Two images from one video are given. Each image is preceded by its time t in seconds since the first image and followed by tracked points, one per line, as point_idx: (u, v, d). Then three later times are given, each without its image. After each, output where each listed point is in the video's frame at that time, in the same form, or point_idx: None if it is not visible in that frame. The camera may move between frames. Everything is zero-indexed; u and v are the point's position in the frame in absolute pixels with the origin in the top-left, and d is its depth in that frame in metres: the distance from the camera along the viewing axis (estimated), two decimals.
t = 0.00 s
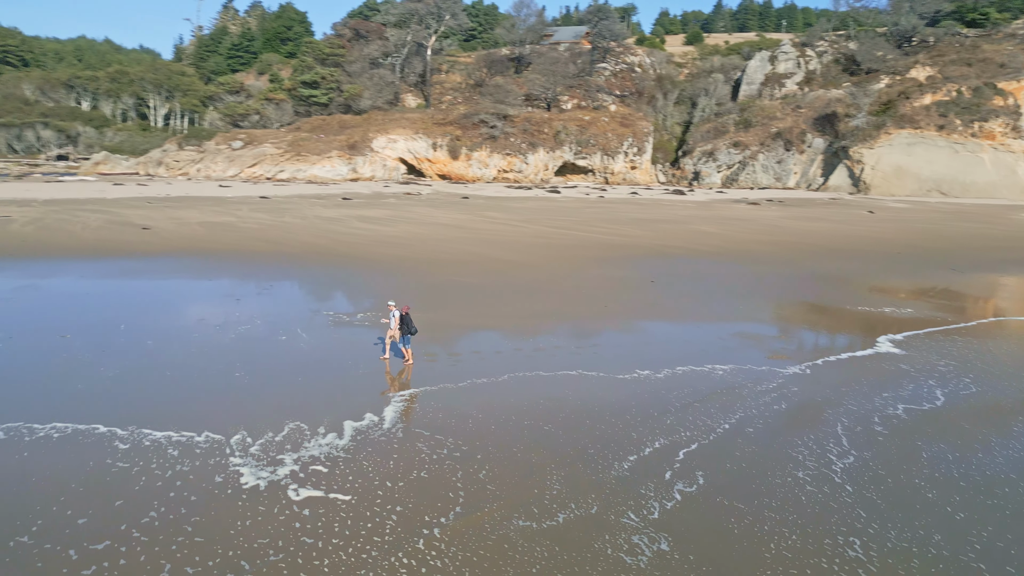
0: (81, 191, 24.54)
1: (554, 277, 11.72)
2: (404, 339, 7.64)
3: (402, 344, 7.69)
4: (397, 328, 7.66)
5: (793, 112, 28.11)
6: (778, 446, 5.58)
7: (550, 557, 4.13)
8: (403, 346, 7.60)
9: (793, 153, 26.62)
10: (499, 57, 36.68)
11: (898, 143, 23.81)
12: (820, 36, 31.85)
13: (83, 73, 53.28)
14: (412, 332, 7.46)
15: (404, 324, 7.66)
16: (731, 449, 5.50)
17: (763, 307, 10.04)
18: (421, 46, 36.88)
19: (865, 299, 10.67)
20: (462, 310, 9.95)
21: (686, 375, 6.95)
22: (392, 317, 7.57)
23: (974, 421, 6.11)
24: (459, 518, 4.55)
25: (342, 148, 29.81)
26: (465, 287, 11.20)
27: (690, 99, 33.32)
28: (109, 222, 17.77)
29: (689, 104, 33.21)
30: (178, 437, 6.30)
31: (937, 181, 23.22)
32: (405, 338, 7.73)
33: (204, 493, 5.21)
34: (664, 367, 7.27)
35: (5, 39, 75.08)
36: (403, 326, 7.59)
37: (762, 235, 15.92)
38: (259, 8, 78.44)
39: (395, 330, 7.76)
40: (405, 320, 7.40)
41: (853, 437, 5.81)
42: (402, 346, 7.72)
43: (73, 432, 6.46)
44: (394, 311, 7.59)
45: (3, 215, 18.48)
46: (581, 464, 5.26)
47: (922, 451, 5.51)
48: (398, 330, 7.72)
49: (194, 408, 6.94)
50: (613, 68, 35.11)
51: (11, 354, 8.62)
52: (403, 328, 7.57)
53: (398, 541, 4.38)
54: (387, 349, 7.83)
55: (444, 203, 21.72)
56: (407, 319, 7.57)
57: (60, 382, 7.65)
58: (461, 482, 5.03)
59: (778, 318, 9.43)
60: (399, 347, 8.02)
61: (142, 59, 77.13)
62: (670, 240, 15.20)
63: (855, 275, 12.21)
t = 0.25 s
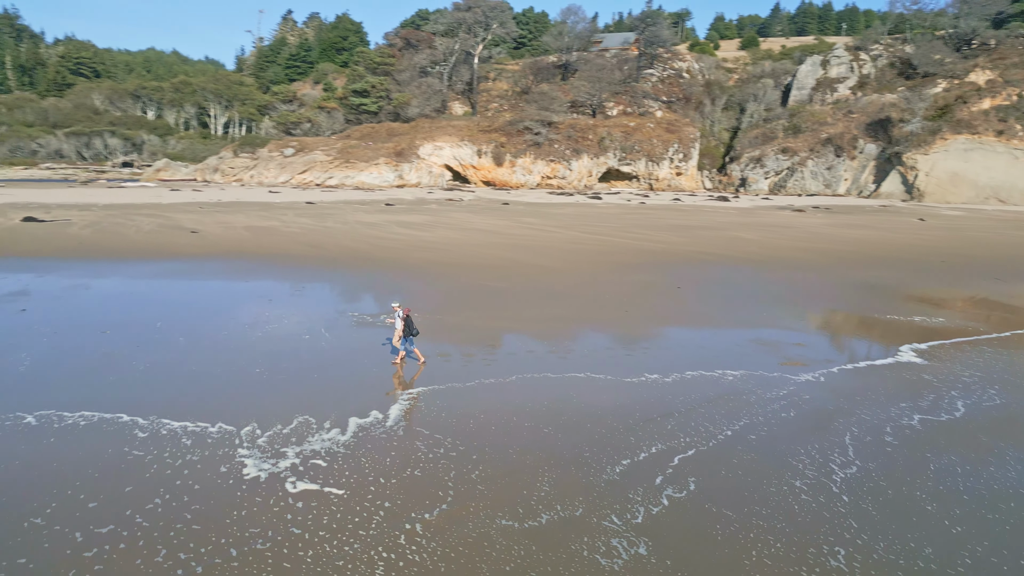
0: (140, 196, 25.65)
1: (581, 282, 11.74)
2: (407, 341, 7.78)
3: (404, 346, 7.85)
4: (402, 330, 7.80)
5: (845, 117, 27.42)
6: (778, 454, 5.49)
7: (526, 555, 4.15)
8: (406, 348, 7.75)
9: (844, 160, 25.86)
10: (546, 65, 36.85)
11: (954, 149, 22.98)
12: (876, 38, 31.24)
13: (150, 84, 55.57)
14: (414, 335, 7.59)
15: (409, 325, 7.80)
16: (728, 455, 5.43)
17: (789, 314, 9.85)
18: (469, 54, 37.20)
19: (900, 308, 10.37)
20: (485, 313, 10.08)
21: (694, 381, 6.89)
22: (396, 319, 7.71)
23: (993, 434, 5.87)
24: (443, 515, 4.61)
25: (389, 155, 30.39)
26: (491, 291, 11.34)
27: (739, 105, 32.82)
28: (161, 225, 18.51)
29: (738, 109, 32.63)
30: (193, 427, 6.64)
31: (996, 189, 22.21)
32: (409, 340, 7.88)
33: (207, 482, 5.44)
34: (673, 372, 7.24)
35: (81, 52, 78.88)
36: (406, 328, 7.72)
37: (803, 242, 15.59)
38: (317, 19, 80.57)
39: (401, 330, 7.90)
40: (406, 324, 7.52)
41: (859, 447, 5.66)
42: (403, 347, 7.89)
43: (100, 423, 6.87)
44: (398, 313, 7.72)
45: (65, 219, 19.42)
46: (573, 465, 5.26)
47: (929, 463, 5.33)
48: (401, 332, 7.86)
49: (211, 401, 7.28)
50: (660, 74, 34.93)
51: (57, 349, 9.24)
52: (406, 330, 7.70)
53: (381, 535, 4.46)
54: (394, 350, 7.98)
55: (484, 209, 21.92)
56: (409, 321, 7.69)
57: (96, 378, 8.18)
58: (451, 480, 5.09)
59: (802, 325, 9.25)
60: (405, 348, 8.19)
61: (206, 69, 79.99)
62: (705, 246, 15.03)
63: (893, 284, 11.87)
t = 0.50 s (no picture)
0: (184, 198, 26.43)
1: (602, 284, 11.71)
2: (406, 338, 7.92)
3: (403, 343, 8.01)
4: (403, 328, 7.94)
5: (888, 118, 26.74)
6: (775, 458, 5.41)
7: (504, 551, 4.18)
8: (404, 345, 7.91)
9: (887, 162, 25.17)
10: (583, 68, 36.78)
11: (1003, 151, 22.13)
12: (923, 39, 30.72)
13: (199, 89, 57.12)
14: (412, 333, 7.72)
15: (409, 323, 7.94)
16: (722, 458, 5.36)
17: (809, 317, 9.68)
18: (507, 58, 37.29)
19: (928, 312, 10.08)
20: (501, 314, 10.15)
21: (699, 383, 6.86)
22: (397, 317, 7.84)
23: (1005, 443, 5.68)
24: (427, 511, 4.65)
25: (426, 158, 30.69)
26: (510, 292, 11.41)
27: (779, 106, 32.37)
28: (199, 226, 19.00)
29: (778, 111, 32.25)
30: (207, 418, 6.91)
31: None
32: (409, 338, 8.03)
33: (209, 473, 5.61)
34: (677, 373, 7.22)
35: (136, 58, 81.52)
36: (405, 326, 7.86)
37: (836, 245, 15.26)
38: (362, 24, 81.85)
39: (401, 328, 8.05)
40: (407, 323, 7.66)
41: (860, 452, 5.53)
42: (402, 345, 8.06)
43: (121, 415, 7.17)
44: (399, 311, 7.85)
45: (110, 219, 20.07)
46: (564, 464, 5.27)
47: (932, 470, 5.18)
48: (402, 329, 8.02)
49: (225, 394, 7.56)
50: (699, 75, 34.64)
51: (91, 342, 9.67)
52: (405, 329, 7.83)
53: (365, 527, 4.53)
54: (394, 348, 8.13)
55: (516, 211, 21.99)
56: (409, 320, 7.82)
57: (122, 371, 8.54)
58: (441, 476, 5.14)
59: (820, 328, 9.09)
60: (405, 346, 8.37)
61: (255, 74, 81.94)
62: (734, 249, 14.82)
63: (925, 288, 11.54)
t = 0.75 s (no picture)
0: (233, 202, 27.22)
1: (627, 288, 11.64)
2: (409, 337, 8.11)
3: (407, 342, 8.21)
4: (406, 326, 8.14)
5: (942, 121, 25.91)
6: (771, 465, 5.29)
7: (480, 549, 4.20)
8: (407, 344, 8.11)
9: (940, 166, 24.36)
10: (627, 72, 36.61)
11: None
12: (980, 39, 30.29)
13: (254, 97, 58.80)
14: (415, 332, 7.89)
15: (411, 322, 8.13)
16: (717, 464, 5.28)
17: (834, 323, 9.46)
18: (551, 64, 37.37)
19: (962, 320, 9.74)
20: (521, 316, 10.21)
21: (703, 387, 6.82)
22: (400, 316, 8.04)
23: (1021, 456, 5.44)
24: (410, 508, 4.69)
25: (468, 164, 30.95)
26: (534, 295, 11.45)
27: (828, 110, 31.70)
28: (242, 229, 19.53)
29: (827, 115, 31.69)
30: (222, 410, 7.19)
31: None
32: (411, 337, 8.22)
33: (213, 464, 5.82)
34: (684, 376, 7.18)
35: (197, 68, 84.38)
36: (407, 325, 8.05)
37: (876, 251, 14.84)
38: (412, 32, 83.12)
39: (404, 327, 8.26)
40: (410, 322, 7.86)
41: (863, 461, 5.37)
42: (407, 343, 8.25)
43: (143, 407, 7.47)
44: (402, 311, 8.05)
45: (159, 223, 20.79)
46: (554, 465, 5.25)
47: (935, 482, 4.99)
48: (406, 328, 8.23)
49: (242, 389, 7.85)
50: (745, 80, 34.31)
51: (126, 337, 10.10)
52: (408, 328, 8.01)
53: (348, 522, 4.60)
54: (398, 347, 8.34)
55: (553, 216, 22.01)
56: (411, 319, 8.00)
57: (152, 365, 8.90)
58: (431, 475, 5.18)
59: (842, 334, 8.88)
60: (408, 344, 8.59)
61: (309, 82, 83.94)
62: (768, 254, 14.55)
63: (963, 295, 11.14)
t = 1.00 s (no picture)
0: (273, 207, 27.82)
1: (648, 293, 11.58)
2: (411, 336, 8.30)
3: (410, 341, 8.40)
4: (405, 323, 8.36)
5: (991, 125, 25.18)
6: (767, 472, 5.19)
7: (459, 548, 4.22)
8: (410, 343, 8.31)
9: (989, 171, 23.64)
10: (666, 77, 36.37)
11: None
12: None
13: (301, 105, 60.10)
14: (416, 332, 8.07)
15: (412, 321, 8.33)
16: (713, 469, 5.21)
17: (855, 329, 9.28)
18: (589, 69, 37.32)
19: (994, 327, 9.44)
20: (539, 320, 10.25)
21: (708, 390, 6.78)
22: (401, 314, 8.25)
23: None
24: (397, 505, 4.75)
25: (505, 169, 31.09)
26: (556, 299, 11.45)
27: (874, 113, 30.99)
28: (279, 232, 19.95)
29: (873, 118, 30.85)
30: (236, 405, 7.45)
31: None
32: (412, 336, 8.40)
33: (217, 457, 6.00)
34: (691, 380, 7.17)
35: (248, 77, 86.60)
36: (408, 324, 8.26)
37: (913, 257, 14.47)
38: (456, 39, 83.99)
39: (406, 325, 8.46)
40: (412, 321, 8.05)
41: (864, 470, 5.22)
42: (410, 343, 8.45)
43: (162, 401, 7.75)
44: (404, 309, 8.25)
45: (200, 226, 21.38)
46: (544, 467, 5.23)
47: (936, 492, 4.84)
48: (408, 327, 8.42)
49: (256, 384, 8.08)
50: (788, 83, 33.88)
51: (157, 334, 10.47)
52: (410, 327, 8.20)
53: (333, 516, 4.66)
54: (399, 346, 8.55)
55: (586, 221, 21.98)
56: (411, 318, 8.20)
57: (176, 361, 9.20)
58: (424, 474, 5.23)
59: (861, 341, 8.71)
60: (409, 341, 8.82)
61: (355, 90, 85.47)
62: (800, 259, 14.28)
63: (999, 302, 10.81)
